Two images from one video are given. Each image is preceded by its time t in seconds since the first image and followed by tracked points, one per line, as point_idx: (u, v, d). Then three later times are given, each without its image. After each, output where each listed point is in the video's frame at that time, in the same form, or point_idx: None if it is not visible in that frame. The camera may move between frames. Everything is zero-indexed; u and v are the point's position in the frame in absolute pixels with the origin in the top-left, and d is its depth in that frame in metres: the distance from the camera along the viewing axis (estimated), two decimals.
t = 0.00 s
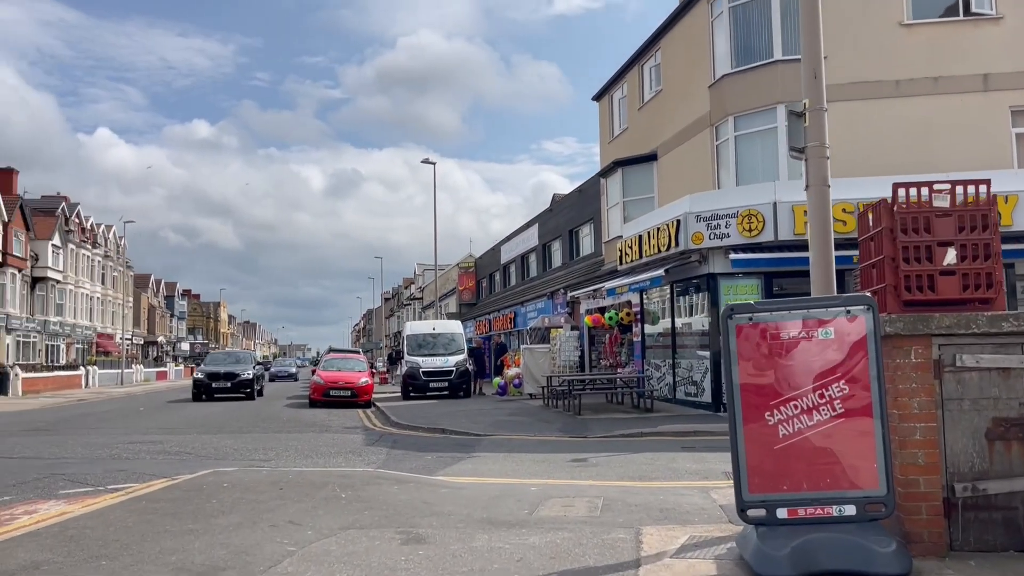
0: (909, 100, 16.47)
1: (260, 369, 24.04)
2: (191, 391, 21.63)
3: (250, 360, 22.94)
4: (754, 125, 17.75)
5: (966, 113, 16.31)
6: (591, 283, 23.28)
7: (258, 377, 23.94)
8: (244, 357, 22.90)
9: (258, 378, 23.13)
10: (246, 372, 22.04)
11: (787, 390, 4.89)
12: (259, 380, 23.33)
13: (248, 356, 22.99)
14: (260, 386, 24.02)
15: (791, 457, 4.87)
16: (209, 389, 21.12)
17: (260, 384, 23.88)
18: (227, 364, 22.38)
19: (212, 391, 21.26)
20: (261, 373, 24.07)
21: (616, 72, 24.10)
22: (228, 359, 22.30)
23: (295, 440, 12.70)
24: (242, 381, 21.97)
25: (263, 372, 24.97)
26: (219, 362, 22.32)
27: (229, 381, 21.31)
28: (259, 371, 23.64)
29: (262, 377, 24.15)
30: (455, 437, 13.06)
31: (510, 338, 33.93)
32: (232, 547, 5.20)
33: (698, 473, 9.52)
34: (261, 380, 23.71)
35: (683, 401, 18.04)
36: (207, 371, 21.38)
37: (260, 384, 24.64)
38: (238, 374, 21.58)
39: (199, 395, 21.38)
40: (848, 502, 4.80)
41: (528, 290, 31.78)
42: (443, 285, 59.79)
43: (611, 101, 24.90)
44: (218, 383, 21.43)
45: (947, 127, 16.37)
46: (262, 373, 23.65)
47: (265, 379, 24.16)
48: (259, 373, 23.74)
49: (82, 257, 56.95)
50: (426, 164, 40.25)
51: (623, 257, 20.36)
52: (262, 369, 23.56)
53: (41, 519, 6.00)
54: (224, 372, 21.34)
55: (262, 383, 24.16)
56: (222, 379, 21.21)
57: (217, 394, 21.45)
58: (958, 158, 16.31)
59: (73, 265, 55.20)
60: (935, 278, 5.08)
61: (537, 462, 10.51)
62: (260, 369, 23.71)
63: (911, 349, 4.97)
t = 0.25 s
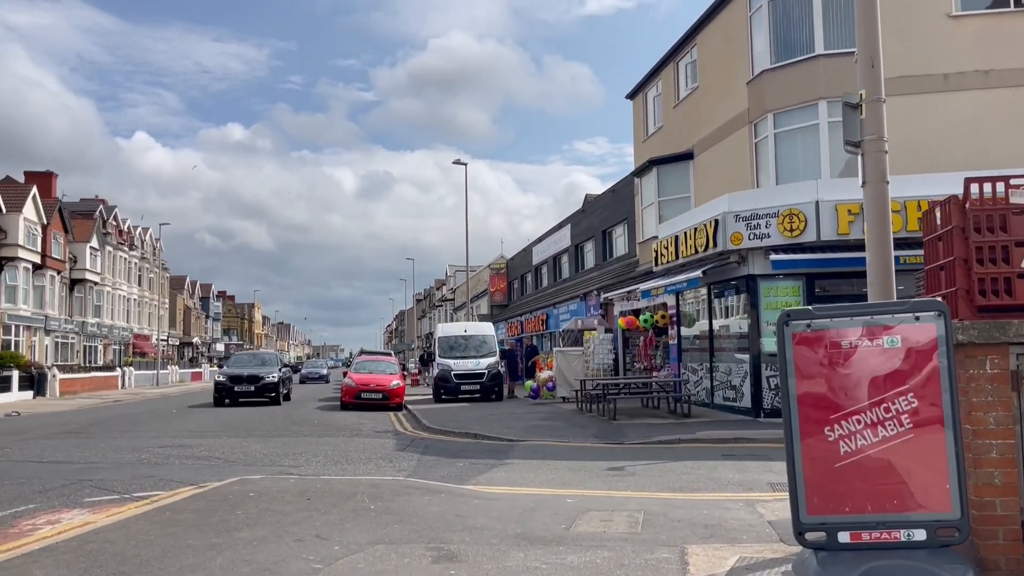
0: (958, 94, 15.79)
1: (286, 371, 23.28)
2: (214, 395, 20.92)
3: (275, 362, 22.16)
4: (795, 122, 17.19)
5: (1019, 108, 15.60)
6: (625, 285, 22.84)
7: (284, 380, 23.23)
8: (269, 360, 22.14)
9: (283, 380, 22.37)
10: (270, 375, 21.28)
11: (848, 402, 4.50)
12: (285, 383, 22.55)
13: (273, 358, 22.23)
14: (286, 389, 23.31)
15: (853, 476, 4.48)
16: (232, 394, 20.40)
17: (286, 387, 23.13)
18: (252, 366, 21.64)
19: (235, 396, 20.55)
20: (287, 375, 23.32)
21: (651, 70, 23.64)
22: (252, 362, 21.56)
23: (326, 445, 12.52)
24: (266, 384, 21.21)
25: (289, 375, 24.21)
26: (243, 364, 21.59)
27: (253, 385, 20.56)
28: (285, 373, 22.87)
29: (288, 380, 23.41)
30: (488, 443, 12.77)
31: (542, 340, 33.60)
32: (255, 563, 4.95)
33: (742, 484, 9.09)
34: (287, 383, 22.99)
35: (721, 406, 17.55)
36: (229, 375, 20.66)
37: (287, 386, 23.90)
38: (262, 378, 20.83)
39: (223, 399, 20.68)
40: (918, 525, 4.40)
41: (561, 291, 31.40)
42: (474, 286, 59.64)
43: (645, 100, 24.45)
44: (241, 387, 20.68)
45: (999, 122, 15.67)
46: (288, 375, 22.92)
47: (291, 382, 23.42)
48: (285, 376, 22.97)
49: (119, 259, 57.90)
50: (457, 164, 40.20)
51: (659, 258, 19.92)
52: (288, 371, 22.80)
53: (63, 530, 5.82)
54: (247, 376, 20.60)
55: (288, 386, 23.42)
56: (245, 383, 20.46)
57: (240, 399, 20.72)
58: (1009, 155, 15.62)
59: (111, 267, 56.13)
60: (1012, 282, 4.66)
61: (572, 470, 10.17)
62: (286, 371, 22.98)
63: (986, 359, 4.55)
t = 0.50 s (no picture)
0: (1017, 82, 15.02)
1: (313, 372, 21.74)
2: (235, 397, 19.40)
3: (302, 362, 20.61)
4: (842, 113, 16.53)
5: None
6: (663, 283, 22.31)
7: (311, 382, 21.75)
8: (295, 359, 20.58)
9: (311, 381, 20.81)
10: (295, 375, 19.72)
11: (929, 401, 4.06)
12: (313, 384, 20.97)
13: (299, 357, 20.68)
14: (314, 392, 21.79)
15: (935, 482, 4.04)
16: (252, 395, 18.84)
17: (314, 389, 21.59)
18: (276, 365, 20.11)
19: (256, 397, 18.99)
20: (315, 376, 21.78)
21: (690, 63, 23.08)
22: (277, 361, 20.03)
23: (360, 444, 12.30)
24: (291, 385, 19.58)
25: (318, 377, 22.69)
26: (267, 364, 20.06)
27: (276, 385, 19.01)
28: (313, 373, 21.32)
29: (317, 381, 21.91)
30: (525, 443, 12.44)
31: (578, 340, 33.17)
32: (282, 569, 4.67)
33: (794, 488, 8.60)
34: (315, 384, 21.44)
35: (765, 407, 16.97)
36: (250, 374, 19.16)
37: (315, 387, 22.41)
38: (285, 377, 19.27)
39: (244, 401, 19.13)
40: (1008, 538, 3.96)
41: (597, 290, 30.93)
42: (509, 286, 59.36)
43: (684, 93, 23.89)
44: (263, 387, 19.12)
45: None
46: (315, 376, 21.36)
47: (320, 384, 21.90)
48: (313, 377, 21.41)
49: (159, 259, 58.86)
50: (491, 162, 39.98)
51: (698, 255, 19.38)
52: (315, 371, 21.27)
53: (88, 531, 5.62)
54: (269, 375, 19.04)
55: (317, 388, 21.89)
56: (266, 383, 18.89)
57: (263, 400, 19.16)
58: None
59: (151, 267, 57.08)
60: None
61: (613, 472, 9.78)
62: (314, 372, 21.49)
63: None
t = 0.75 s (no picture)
0: None
1: (334, 374, 19.86)
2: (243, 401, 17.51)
3: (321, 363, 18.67)
4: (881, 107, 15.99)
5: None
6: (694, 284, 21.84)
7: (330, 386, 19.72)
8: (314, 359, 18.65)
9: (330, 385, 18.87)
10: (311, 378, 17.79)
11: (1005, 412, 3.68)
12: (332, 388, 19.02)
13: (316, 359, 18.69)
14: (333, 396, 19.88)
15: (1012, 501, 3.67)
16: (262, 400, 16.93)
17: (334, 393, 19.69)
18: (293, 366, 18.18)
19: (266, 402, 17.08)
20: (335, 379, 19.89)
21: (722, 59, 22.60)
22: (293, 361, 18.10)
23: (386, 447, 12.08)
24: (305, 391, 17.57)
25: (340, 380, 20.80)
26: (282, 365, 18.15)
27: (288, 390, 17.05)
28: (332, 376, 19.37)
29: (336, 385, 19.96)
30: (554, 447, 12.13)
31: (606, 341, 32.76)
32: None
33: (838, 497, 8.17)
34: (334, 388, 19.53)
35: (801, 411, 16.46)
36: (261, 376, 17.25)
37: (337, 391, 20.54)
38: (300, 381, 17.36)
39: (253, 406, 17.22)
40: None
41: (626, 290, 30.51)
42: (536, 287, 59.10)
43: (715, 90, 23.41)
44: (275, 391, 17.19)
45: None
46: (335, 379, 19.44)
47: (340, 388, 20.01)
48: (332, 379, 19.47)
49: (189, 260, 59.55)
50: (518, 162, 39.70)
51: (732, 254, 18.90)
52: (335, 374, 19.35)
53: (104, 540, 5.43)
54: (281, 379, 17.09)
55: (337, 391, 19.98)
56: (277, 387, 16.97)
57: (274, 406, 17.22)
58: None
59: (181, 268, 57.76)
60: None
61: (647, 478, 9.42)
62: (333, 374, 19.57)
63: None
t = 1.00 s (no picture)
0: None
1: (347, 374, 18.04)
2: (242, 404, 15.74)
3: (330, 362, 16.80)
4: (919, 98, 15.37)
5: None
6: (724, 281, 21.32)
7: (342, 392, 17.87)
8: (322, 358, 16.81)
9: (341, 387, 17.01)
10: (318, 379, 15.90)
11: None
12: (342, 391, 17.14)
13: (328, 359, 16.88)
14: (344, 399, 18.07)
15: None
16: (261, 403, 15.11)
17: (347, 395, 17.88)
18: (299, 366, 16.39)
19: (265, 406, 15.27)
20: (347, 381, 18.08)
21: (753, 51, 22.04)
22: (299, 360, 16.31)
23: (409, 446, 11.84)
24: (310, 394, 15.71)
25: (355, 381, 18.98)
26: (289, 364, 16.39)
27: (290, 393, 15.21)
28: (344, 377, 17.50)
29: (349, 387, 18.13)
30: (580, 448, 11.80)
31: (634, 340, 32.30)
32: None
33: (881, 501, 7.72)
34: (345, 391, 17.71)
35: (836, 412, 15.90)
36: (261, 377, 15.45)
37: (351, 393, 18.72)
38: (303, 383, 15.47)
39: (252, 410, 15.42)
40: None
41: (654, 289, 30.03)
42: (563, 287, 58.73)
43: (745, 83, 22.87)
44: (275, 394, 15.37)
45: None
46: (346, 381, 17.61)
47: (353, 390, 18.21)
48: (343, 381, 17.59)
49: (218, 260, 60.13)
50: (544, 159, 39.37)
51: (763, 250, 18.35)
52: (347, 374, 17.52)
53: (111, 543, 5.22)
54: (283, 380, 15.25)
55: (349, 394, 18.18)
56: (278, 388, 15.20)
57: (274, 410, 15.40)
58: None
59: (210, 268, 58.35)
60: None
61: (678, 481, 9.05)
62: (345, 376, 17.73)
63: None
